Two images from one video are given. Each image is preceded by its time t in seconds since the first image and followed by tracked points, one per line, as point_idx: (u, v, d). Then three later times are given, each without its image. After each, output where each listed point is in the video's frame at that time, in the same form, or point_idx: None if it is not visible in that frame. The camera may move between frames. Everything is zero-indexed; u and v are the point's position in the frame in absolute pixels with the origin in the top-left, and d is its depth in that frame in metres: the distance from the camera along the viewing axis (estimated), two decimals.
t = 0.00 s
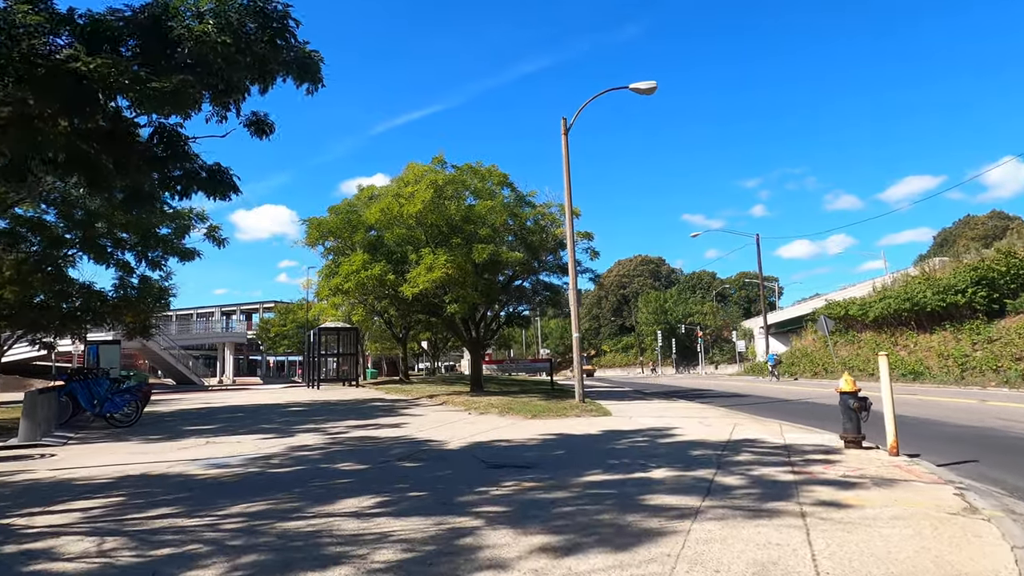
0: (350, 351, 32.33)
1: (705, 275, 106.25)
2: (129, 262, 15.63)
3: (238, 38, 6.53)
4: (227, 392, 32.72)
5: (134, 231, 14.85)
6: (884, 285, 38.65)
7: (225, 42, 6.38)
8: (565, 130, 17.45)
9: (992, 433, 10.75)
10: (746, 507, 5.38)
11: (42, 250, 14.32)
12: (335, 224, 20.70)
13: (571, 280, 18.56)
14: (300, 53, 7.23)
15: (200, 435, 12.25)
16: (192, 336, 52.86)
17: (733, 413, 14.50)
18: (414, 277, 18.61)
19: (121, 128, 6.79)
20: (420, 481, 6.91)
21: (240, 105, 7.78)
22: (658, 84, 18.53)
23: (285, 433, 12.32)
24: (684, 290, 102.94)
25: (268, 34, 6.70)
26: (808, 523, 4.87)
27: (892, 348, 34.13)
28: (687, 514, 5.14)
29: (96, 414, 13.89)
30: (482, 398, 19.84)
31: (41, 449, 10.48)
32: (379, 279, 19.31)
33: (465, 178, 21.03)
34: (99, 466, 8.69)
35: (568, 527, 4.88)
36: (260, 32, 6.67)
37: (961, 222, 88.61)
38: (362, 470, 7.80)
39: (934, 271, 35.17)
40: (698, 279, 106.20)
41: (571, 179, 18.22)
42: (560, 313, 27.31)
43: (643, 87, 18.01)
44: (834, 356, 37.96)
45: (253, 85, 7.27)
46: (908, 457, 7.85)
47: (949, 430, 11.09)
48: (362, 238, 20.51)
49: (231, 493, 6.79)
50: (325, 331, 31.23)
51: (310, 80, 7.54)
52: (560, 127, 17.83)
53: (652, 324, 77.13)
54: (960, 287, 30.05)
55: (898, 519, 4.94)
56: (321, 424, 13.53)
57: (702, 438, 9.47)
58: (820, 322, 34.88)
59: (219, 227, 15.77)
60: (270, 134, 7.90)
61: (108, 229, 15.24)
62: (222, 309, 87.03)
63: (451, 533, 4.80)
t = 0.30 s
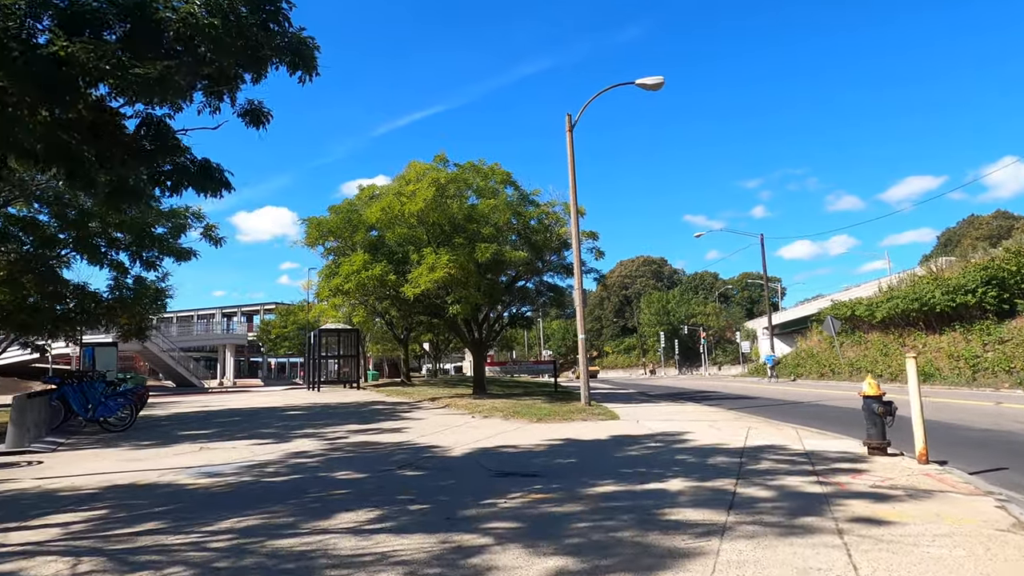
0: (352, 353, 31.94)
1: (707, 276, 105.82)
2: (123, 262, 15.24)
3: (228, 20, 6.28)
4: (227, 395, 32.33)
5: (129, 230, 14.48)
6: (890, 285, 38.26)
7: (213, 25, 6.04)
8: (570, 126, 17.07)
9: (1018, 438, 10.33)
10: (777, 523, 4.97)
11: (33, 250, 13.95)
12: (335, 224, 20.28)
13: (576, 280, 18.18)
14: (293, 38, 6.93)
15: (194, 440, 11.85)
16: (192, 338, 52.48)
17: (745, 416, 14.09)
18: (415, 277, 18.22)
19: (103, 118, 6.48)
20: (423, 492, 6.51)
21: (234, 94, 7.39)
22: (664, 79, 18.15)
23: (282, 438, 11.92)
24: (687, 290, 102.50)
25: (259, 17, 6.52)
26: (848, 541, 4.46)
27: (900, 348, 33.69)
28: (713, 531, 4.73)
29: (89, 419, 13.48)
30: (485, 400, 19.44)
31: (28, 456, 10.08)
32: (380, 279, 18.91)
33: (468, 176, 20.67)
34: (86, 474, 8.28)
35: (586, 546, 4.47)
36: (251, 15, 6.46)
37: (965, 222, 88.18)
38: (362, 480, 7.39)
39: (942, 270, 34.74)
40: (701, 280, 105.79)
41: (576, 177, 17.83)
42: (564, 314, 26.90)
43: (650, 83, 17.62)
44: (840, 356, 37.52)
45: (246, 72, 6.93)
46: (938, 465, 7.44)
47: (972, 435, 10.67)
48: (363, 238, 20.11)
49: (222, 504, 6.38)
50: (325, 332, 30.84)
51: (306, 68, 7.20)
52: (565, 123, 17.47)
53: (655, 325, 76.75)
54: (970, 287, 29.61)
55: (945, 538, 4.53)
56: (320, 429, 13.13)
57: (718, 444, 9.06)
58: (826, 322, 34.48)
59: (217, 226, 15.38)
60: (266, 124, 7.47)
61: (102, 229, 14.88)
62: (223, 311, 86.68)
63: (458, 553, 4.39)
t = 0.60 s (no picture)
0: (352, 354, 31.48)
1: (710, 276, 105.29)
2: (115, 260, 14.75)
3: None
4: (225, 396, 31.91)
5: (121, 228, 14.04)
6: (897, 284, 37.74)
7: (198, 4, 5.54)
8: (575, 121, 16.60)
9: None
10: (814, 543, 4.50)
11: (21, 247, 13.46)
12: (334, 221, 19.80)
13: (581, 278, 17.68)
14: (282, 19, 6.44)
15: (185, 445, 11.38)
16: (191, 339, 52.03)
17: (756, 419, 13.61)
18: (416, 276, 17.77)
19: (78, 101, 5.91)
20: (423, 504, 6.05)
21: (222, 81, 6.89)
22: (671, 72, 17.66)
23: (277, 442, 11.46)
24: (689, 290, 101.99)
25: None
26: (897, 566, 3.99)
27: (909, 348, 33.17)
28: (744, 553, 4.26)
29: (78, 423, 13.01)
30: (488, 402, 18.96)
31: (10, 463, 9.62)
32: (380, 278, 18.44)
33: (469, 173, 20.20)
34: (66, 484, 7.81)
35: (604, 571, 4.00)
36: None
37: (970, 221, 87.61)
38: (357, 491, 6.93)
39: (951, 269, 34.23)
40: (703, 280, 105.25)
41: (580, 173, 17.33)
42: (567, 313, 26.41)
43: (656, 76, 17.14)
44: (847, 357, 37.01)
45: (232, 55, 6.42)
46: (974, 474, 6.96)
47: (1000, 440, 10.18)
48: (362, 236, 19.65)
49: (206, 519, 5.92)
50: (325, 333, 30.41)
51: (295, 52, 6.72)
52: (570, 118, 17.01)
53: (657, 325, 76.34)
54: (980, 286, 29.09)
55: (1004, 562, 4.06)
56: (317, 433, 12.67)
57: (734, 450, 8.59)
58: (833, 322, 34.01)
59: (211, 224, 14.92)
60: (257, 112, 7.00)
61: (93, 227, 14.44)
62: (223, 312, 86.24)
63: None
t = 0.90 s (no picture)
0: (354, 356, 31.09)
1: (714, 276, 104.76)
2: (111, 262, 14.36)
3: None
4: (225, 398, 31.56)
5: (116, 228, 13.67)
6: (906, 283, 37.26)
7: None
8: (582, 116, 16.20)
9: None
10: (862, 571, 4.08)
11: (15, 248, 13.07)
12: (335, 221, 19.37)
13: (589, 278, 17.26)
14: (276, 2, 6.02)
15: (181, 453, 10.98)
16: (193, 341, 51.68)
17: (772, 423, 13.18)
18: (420, 276, 17.36)
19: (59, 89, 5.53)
20: (429, 522, 5.63)
21: (213, 71, 6.51)
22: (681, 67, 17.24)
23: (277, 450, 11.05)
24: (693, 290, 101.47)
25: None
26: None
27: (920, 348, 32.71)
28: None
29: (72, 429, 12.62)
30: (493, 405, 18.55)
31: None
32: (382, 279, 18.04)
33: (473, 171, 19.80)
34: (52, 496, 7.41)
35: None
36: None
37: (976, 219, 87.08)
38: (359, 505, 6.52)
39: (961, 268, 33.75)
40: (707, 279, 104.72)
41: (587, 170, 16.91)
42: (572, 314, 25.98)
43: (665, 71, 16.73)
44: (856, 357, 36.52)
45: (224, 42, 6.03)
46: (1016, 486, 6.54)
47: None
48: (364, 236, 19.22)
49: (197, 538, 5.51)
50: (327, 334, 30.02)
51: (291, 37, 6.30)
52: (576, 114, 16.59)
53: (661, 325, 75.86)
54: (993, 285, 28.60)
55: None
56: (319, 439, 12.27)
57: (755, 459, 8.16)
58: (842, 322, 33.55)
59: (209, 223, 14.53)
60: (251, 102, 6.61)
61: (87, 227, 14.06)
62: (225, 313, 85.93)
63: None
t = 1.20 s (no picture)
0: (360, 356, 30.74)
1: (720, 275, 104.12)
2: (111, 260, 13.98)
3: None
4: (230, 399, 31.14)
5: (117, 226, 13.32)
6: (919, 281, 36.72)
7: None
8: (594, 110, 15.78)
9: None
10: None
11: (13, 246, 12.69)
12: (341, 219, 19.01)
13: (600, 276, 16.83)
14: None
15: (184, 458, 10.60)
16: (198, 341, 51.45)
17: (793, 426, 12.71)
18: (427, 275, 16.99)
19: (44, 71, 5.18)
20: (445, 537, 5.24)
21: (212, 53, 6.11)
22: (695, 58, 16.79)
23: (282, 454, 10.68)
24: (700, 289, 100.91)
25: None
26: None
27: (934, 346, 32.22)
28: None
29: (71, 432, 12.29)
30: (502, 407, 18.15)
31: None
32: (389, 278, 17.66)
33: (481, 167, 19.40)
34: (46, 506, 7.05)
35: None
36: None
37: (986, 216, 86.31)
38: (368, 518, 6.12)
39: (976, 265, 33.19)
40: (714, 278, 104.12)
41: (599, 165, 16.48)
42: (581, 314, 25.54)
43: (679, 63, 16.31)
44: (867, 356, 36.02)
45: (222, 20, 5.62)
46: None
47: None
48: (370, 234, 18.84)
49: (195, 555, 5.13)
50: (333, 334, 29.68)
51: (296, 13, 5.85)
52: (588, 108, 16.19)
53: (667, 324, 75.39)
54: (1010, 282, 28.06)
55: None
56: (325, 443, 11.89)
57: (785, 467, 7.72)
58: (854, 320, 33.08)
59: (212, 220, 14.16)
60: (253, 86, 6.23)
61: (88, 224, 13.73)
62: (231, 313, 85.86)
63: None
